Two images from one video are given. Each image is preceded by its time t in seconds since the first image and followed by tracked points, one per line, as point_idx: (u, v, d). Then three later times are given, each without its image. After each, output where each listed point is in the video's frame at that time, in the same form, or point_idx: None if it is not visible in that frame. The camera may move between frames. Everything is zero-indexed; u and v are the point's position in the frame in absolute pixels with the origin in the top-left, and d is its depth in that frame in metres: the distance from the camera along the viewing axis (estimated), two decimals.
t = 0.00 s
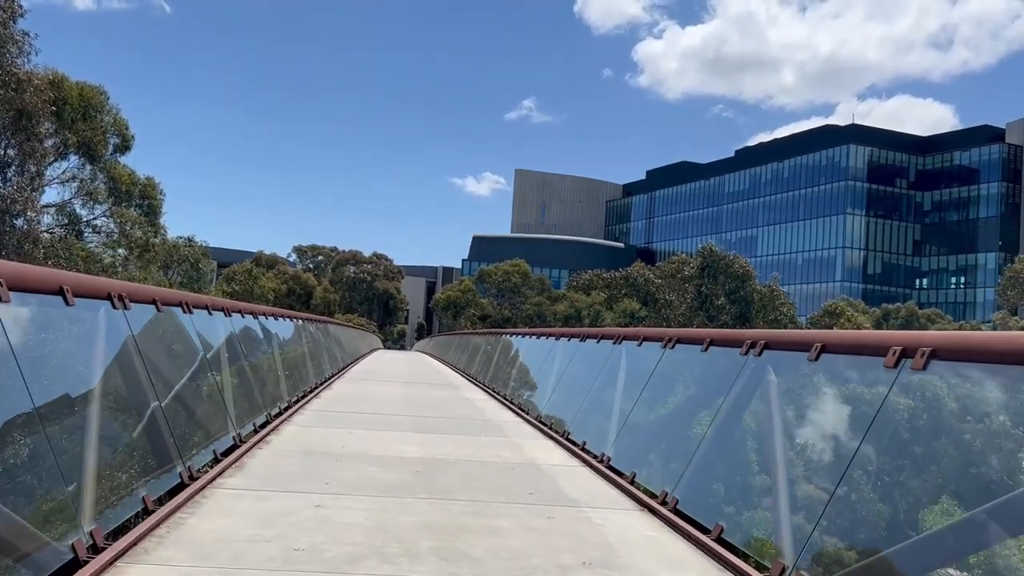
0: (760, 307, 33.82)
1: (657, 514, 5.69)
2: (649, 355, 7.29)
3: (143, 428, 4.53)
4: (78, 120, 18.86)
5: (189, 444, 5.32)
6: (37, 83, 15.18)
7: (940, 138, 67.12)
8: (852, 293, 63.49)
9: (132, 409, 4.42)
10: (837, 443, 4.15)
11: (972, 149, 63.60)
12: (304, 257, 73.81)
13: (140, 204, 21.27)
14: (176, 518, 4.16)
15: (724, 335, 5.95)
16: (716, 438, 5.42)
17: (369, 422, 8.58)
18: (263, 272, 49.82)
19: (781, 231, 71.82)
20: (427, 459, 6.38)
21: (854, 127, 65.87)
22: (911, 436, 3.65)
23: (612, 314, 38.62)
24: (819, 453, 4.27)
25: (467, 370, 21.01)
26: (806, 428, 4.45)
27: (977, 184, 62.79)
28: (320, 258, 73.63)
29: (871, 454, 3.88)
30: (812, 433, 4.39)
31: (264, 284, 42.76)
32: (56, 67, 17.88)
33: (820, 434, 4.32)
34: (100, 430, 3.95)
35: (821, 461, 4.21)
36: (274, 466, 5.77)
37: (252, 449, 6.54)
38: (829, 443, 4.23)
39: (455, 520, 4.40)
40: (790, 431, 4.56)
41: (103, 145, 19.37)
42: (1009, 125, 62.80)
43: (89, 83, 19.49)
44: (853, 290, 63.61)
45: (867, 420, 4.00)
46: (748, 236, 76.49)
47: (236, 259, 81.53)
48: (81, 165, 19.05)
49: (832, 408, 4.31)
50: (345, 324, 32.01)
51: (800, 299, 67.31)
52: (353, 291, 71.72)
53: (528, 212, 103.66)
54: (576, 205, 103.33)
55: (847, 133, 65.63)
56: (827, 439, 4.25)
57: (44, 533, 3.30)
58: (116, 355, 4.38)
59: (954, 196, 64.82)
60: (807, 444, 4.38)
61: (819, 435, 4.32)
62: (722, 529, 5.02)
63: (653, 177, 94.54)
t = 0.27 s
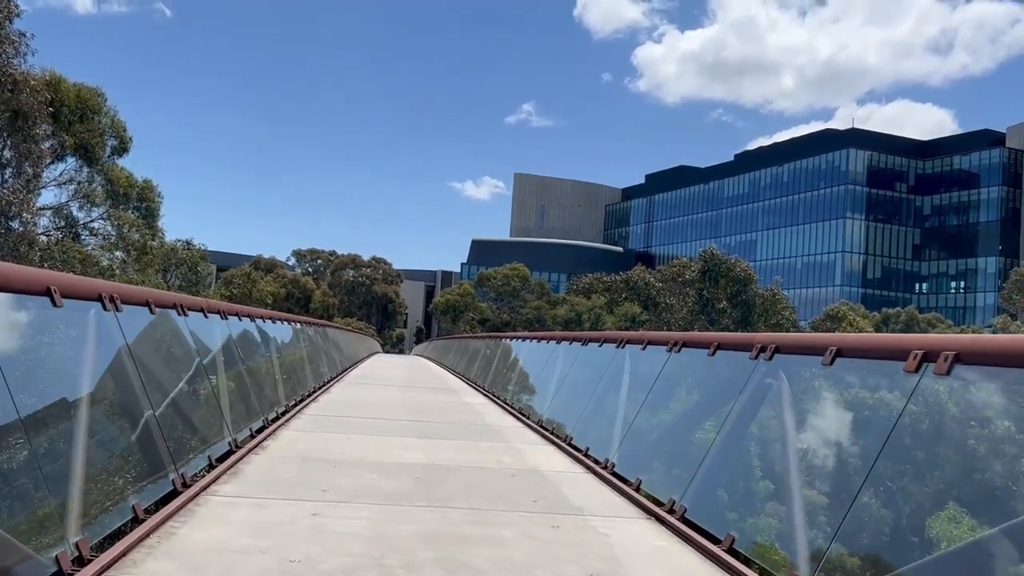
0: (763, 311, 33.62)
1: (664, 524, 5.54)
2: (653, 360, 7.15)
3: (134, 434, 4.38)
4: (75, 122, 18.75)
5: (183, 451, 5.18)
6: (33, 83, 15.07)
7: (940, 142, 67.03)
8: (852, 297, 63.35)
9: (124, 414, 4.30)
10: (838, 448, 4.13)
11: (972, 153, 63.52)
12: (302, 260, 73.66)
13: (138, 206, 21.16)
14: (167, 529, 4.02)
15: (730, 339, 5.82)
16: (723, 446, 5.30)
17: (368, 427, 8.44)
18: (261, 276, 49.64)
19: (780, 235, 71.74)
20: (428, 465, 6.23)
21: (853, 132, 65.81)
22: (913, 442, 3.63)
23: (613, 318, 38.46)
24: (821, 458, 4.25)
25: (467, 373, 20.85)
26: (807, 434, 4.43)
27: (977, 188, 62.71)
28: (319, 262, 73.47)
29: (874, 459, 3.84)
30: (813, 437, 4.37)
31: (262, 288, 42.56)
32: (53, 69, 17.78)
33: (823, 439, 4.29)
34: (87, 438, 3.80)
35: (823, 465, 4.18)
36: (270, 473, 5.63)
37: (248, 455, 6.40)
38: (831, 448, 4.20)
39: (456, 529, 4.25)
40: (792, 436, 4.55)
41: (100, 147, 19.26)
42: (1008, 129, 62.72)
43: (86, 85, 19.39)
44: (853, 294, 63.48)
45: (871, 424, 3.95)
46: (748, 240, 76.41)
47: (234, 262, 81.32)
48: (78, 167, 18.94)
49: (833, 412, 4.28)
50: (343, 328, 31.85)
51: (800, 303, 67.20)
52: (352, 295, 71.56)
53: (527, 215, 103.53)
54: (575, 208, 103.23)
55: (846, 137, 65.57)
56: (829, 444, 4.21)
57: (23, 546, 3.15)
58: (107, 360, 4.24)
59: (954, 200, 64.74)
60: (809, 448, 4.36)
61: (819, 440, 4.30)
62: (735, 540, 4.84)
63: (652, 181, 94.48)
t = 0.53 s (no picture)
0: (769, 311, 33.38)
1: (677, 533, 5.36)
2: (663, 363, 6.99)
3: (129, 441, 4.22)
4: (77, 122, 18.64)
5: (182, 457, 5.03)
6: (33, 82, 14.96)
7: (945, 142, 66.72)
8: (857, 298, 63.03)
9: (120, 421, 4.15)
10: (844, 450, 4.13)
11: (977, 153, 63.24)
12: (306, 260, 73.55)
13: (139, 206, 21.03)
14: (163, 541, 3.86)
15: (744, 342, 5.67)
16: (739, 452, 5.15)
17: (372, 430, 8.30)
18: (264, 277, 49.48)
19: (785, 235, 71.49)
20: (433, 471, 6.09)
21: (858, 132, 65.52)
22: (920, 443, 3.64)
23: (618, 319, 38.27)
24: (826, 460, 4.25)
25: (470, 374, 20.69)
26: (813, 436, 4.43)
27: (982, 188, 62.45)
28: (322, 262, 73.35)
29: (884, 461, 3.83)
30: (819, 439, 4.38)
31: (265, 288, 42.41)
32: (54, 68, 17.68)
33: (828, 441, 4.30)
34: (80, 445, 3.65)
35: (830, 467, 4.19)
36: (271, 480, 5.48)
37: (249, 460, 6.24)
38: (837, 451, 4.20)
39: (463, 541, 4.09)
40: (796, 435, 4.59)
41: (102, 147, 19.14)
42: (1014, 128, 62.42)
43: (88, 84, 19.28)
44: (858, 294, 63.18)
45: (880, 426, 3.95)
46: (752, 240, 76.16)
47: (237, 263, 81.18)
48: (80, 167, 18.81)
49: (839, 414, 4.29)
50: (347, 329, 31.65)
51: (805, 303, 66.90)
52: (355, 295, 71.42)
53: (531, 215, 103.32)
54: (578, 209, 103.02)
55: (851, 136, 65.27)
56: (837, 446, 4.21)
57: (13, 559, 3.00)
58: (102, 364, 4.09)
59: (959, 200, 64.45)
60: (814, 451, 4.36)
61: (826, 441, 4.31)
62: (754, 552, 4.63)
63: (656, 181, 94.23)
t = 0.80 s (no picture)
0: (776, 312, 33.13)
1: (690, 540, 5.19)
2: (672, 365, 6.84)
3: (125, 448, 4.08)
4: (78, 122, 18.57)
5: (181, 462, 4.91)
6: (32, 81, 14.88)
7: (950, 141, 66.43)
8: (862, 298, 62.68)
9: (116, 426, 4.03)
10: (850, 450, 4.10)
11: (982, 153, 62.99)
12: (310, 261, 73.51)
13: (142, 207, 20.96)
14: (158, 550, 3.73)
15: (758, 344, 5.53)
16: (753, 457, 4.98)
17: (375, 433, 8.19)
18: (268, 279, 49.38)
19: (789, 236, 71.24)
20: (438, 476, 5.97)
21: (863, 132, 65.22)
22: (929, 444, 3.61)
23: (624, 320, 38.10)
24: (833, 461, 4.21)
25: (474, 376, 20.58)
26: (821, 436, 4.38)
27: (987, 188, 62.22)
28: (326, 263, 73.30)
29: (892, 462, 3.78)
30: (826, 440, 4.34)
31: (269, 290, 42.31)
32: (55, 68, 17.62)
33: (836, 443, 4.25)
34: (72, 452, 3.51)
35: (836, 468, 4.17)
36: (272, 485, 5.36)
37: (249, 465, 6.11)
38: (842, 451, 4.18)
39: (469, 551, 3.95)
40: (803, 437, 4.55)
41: (104, 148, 19.07)
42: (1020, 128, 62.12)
43: (90, 85, 19.23)
44: (863, 295, 62.81)
45: (887, 427, 3.91)
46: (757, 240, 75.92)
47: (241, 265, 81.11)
48: (82, 168, 18.75)
49: (845, 415, 4.27)
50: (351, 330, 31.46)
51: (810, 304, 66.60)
52: (359, 297, 71.33)
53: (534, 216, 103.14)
54: (582, 209, 102.82)
55: (856, 136, 64.97)
56: (841, 447, 4.19)
57: None
58: (98, 368, 3.96)
59: (964, 200, 64.19)
60: (822, 451, 4.32)
61: (832, 442, 4.27)
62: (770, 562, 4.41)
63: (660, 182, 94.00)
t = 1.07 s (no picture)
0: (786, 312, 32.82)
1: (706, 550, 4.95)
2: (681, 367, 6.64)
3: (116, 455, 3.90)
4: (81, 123, 18.50)
5: (177, 467, 4.74)
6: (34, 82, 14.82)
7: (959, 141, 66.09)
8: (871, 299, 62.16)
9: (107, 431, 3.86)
10: (859, 451, 3.96)
11: (991, 153, 62.78)
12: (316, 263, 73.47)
13: (145, 209, 20.85)
14: (148, 563, 3.54)
15: (773, 345, 5.29)
16: (769, 462, 4.75)
17: (379, 437, 8.03)
18: (274, 281, 49.26)
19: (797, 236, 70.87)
20: (442, 481, 5.80)
21: (871, 132, 64.83)
22: (940, 445, 3.46)
23: (632, 322, 37.87)
24: (843, 465, 4.06)
25: (480, 378, 20.43)
26: (831, 438, 4.23)
27: (995, 188, 62.04)
28: (332, 265, 73.24)
29: (902, 463, 3.62)
30: (835, 442, 4.19)
31: (274, 292, 42.19)
32: (57, 70, 17.55)
33: (845, 444, 4.10)
34: (60, 460, 3.33)
35: (842, 470, 4.04)
36: (271, 492, 5.19)
37: (249, 470, 5.95)
38: (850, 452, 4.05)
39: (473, 562, 3.78)
40: (810, 439, 4.40)
41: (107, 149, 18.98)
42: None
43: (94, 86, 19.16)
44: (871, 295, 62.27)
45: (897, 429, 3.75)
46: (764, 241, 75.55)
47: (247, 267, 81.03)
48: (85, 169, 18.67)
49: (852, 417, 4.13)
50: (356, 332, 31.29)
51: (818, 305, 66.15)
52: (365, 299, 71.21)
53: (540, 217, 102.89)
54: (588, 210, 102.56)
55: (865, 136, 64.57)
56: (849, 448, 4.06)
57: None
58: (88, 372, 3.79)
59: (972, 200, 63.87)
60: (831, 454, 4.17)
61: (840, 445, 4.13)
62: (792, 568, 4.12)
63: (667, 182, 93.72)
